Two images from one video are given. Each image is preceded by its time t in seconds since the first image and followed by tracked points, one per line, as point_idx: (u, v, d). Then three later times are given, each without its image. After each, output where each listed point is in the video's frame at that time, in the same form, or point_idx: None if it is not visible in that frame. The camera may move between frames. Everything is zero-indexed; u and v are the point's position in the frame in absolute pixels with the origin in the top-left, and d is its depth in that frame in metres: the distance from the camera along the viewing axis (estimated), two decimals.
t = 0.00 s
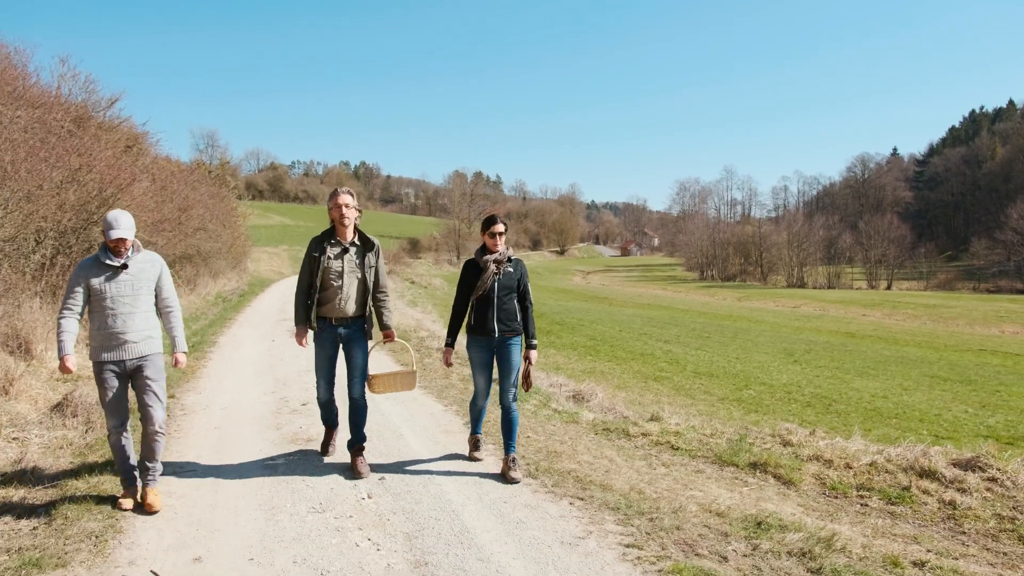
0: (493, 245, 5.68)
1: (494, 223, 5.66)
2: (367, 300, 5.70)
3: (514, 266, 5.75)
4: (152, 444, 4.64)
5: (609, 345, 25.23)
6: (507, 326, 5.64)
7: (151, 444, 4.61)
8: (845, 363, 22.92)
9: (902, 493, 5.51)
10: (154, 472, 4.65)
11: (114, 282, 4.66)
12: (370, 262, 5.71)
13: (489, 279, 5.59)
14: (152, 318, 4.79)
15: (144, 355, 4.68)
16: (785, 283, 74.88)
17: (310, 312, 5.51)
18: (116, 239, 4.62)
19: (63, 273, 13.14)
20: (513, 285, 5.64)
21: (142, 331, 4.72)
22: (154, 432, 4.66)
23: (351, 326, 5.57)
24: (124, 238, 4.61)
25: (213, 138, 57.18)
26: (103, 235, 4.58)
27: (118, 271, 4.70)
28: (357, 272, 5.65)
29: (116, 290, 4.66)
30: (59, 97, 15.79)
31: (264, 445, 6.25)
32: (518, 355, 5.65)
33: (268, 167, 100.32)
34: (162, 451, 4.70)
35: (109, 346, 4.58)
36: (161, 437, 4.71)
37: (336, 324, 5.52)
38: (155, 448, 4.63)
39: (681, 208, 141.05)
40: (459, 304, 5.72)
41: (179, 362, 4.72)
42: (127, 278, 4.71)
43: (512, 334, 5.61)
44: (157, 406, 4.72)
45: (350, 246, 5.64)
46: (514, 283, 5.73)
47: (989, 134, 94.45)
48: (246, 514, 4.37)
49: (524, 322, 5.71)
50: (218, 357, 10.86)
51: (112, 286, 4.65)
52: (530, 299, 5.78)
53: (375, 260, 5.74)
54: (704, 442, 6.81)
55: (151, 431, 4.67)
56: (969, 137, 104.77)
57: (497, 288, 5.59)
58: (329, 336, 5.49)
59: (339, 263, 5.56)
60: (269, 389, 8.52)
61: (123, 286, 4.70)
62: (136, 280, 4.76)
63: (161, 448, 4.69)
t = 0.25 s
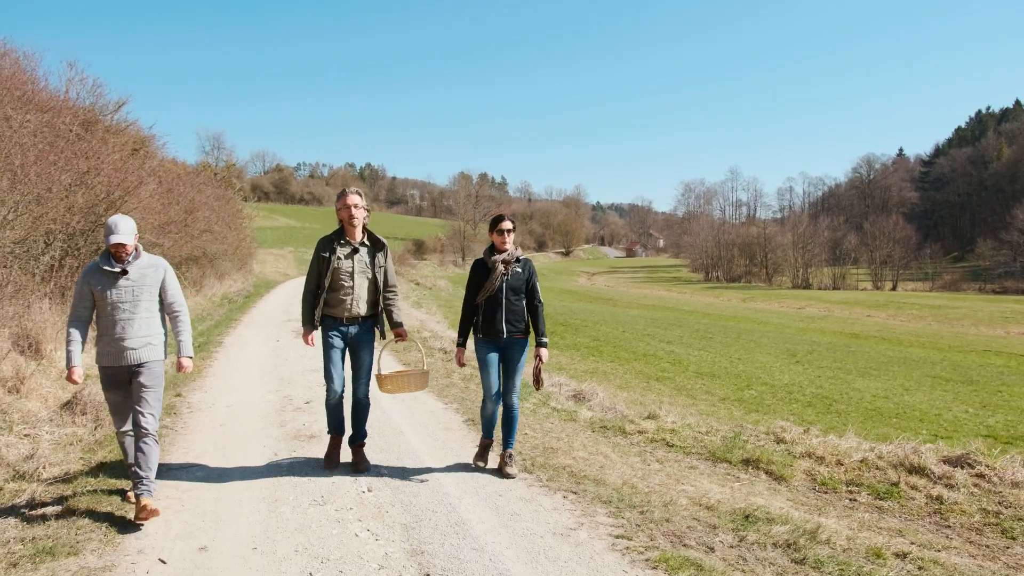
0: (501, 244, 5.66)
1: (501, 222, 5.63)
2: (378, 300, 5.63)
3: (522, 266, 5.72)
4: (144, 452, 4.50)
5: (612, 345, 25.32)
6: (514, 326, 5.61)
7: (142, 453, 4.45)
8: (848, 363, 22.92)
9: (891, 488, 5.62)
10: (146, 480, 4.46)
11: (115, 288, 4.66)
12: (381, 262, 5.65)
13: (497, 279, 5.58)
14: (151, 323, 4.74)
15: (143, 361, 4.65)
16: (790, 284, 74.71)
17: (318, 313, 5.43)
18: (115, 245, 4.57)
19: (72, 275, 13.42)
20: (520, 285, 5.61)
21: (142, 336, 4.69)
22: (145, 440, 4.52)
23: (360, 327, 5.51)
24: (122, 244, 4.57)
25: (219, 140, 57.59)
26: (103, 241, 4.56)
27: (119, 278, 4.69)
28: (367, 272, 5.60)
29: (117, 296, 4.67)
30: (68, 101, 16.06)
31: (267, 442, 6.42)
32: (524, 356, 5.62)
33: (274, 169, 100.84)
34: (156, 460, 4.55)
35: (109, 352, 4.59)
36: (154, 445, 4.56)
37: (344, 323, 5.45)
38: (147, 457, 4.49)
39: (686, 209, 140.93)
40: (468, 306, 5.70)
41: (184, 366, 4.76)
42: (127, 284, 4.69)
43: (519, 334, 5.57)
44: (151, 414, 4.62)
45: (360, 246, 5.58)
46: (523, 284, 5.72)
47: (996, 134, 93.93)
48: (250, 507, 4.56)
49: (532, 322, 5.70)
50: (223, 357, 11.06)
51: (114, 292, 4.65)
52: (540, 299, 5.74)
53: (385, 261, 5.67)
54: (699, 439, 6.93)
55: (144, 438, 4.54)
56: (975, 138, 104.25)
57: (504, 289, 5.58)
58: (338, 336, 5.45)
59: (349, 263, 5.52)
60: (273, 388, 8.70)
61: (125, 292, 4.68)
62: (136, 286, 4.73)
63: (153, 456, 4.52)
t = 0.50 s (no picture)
0: (508, 245, 5.48)
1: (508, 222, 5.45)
2: (383, 302, 5.47)
3: (528, 267, 5.62)
4: (149, 453, 4.57)
5: (614, 344, 25.43)
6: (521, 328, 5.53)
7: (146, 454, 4.53)
8: (849, 361, 22.98)
9: (880, 482, 5.75)
10: (150, 482, 4.53)
11: (118, 286, 4.65)
12: (386, 263, 5.46)
13: (508, 280, 5.43)
14: (156, 322, 4.73)
15: (147, 360, 4.65)
16: (795, 283, 74.60)
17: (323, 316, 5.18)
18: (119, 242, 4.58)
19: (80, 273, 13.66)
20: (529, 286, 5.51)
21: (147, 335, 4.69)
22: (151, 441, 4.59)
23: (368, 330, 5.29)
24: (125, 241, 4.57)
25: (224, 139, 58.03)
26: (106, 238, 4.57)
27: (122, 276, 4.67)
28: (373, 273, 5.40)
29: (121, 293, 4.66)
30: (75, 102, 16.29)
31: (271, 437, 6.57)
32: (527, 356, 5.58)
33: (279, 168, 101.27)
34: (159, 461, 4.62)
35: (114, 350, 4.60)
36: (159, 446, 4.62)
37: (351, 326, 5.23)
38: (150, 459, 4.55)
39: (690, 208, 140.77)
40: (476, 308, 5.45)
41: (198, 369, 4.80)
42: (130, 282, 4.67)
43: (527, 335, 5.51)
44: (156, 415, 4.65)
45: (364, 248, 5.37)
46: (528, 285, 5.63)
47: (1002, 132, 93.43)
48: (253, 498, 4.73)
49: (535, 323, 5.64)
50: (229, 354, 11.25)
51: (117, 290, 4.65)
52: (542, 300, 5.71)
53: (390, 262, 5.49)
54: (694, 434, 7.06)
55: (149, 440, 4.61)
56: (982, 136, 103.72)
57: (515, 291, 5.44)
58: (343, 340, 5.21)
59: (355, 266, 5.27)
60: (278, 384, 8.87)
61: (128, 290, 4.67)
62: (140, 283, 4.70)
63: (157, 458, 4.60)
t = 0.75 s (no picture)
0: (510, 248, 5.48)
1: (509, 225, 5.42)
2: (384, 302, 5.51)
3: (530, 270, 5.66)
4: (156, 449, 4.72)
5: (615, 343, 25.54)
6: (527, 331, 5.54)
7: (153, 448, 4.69)
8: (849, 360, 23.05)
9: (868, 476, 5.88)
10: (157, 476, 4.70)
11: (123, 283, 4.75)
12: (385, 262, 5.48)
13: (515, 283, 5.44)
14: (159, 320, 4.83)
15: (151, 358, 4.76)
16: (797, 282, 74.57)
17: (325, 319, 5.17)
18: (124, 239, 4.67)
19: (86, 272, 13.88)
20: (535, 289, 5.55)
21: (151, 333, 4.79)
22: (158, 438, 4.75)
23: (372, 330, 5.32)
24: (130, 238, 4.66)
25: (227, 138, 58.22)
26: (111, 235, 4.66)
27: (127, 273, 4.77)
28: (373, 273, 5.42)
29: (125, 290, 4.76)
30: (80, 103, 16.49)
31: (273, 433, 6.72)
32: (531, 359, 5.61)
33: (282, 167, 101.51)
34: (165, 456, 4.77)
35: (117, 346, 4.70)
36: (165, 443, 4.78)
37: (354, 328, 5.22)
38: (157, 453, 4.71)
39: (693, 207, 140.71)
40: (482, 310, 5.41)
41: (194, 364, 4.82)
42: (135, 279, 4.77)
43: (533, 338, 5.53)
44: (161, 414, 4.81)
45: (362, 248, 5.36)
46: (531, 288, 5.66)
47: (1005, 131, 93.13)
48: (256, 490, 4.89)
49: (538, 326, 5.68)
50: (231, 352, 11.41)
51: (122, 287, 4.75)
52: (543, 304, 5.77)
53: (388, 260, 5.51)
54: (688, 430, 7.20)
55: (156, 437, 4.76)
56: (985, 135, 103.42)
57: (522, 293, 5.46)
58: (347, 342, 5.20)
59: (355, 266, 5.27)
60: (280, 381, 9.03)
61: (132, 287, 4.77)
62: (145, 280, 4.81)
63: (163, 453, 4.75)
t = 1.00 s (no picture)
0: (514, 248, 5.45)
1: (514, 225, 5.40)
2: (385, 298, 5.61)
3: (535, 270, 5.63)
4: (162, 448, 4.77)
5: (616, 343, 25.65)
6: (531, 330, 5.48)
7: (160, 448, 4.74)
8: (849, 361, 23.13)
9: (857, 472, 6.02)
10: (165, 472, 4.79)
11: (127, 286, 4.70)
12: (385, 259, 5.58)
13: (519, 282, 5.40)
14: (165, 324, 4.81)
15: (158, 361, 4.74)
16: (799, 284, 74.53)
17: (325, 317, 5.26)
18: (129, 242, 4.61)
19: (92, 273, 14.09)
20: (539, 288, 5.51)
21: (156, 336, 4.76)
22: (164, 438, 4.80)
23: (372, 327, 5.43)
24: (136, 241, 4.61)
25: (231, 140, 58.49)
26: (116, 237, 4.58)
27: (131, 276, 4.72)
28: (373, 270, 5.52)
29: (130, 294, 4.71)
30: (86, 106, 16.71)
31: (277, 429, 6.92)
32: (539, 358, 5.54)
33: (285, 169, 101.84)
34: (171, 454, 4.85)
35: (123, 350, 4.65)
36: (171, 441, 4.85)
37: (354, 326, 5.32)
38: (165, 452, 4.77)
39: (696, 208, 140.71)
40: (487, 308, 5.37)
41: (192, 364, 4.81)
42: (139, 282, 4.72)
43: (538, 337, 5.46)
44: (168, 414, 4.85)
45: (361, 245, 5.45)
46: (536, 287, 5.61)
47: (1009, 133, 92.88)
48: (261, 484, 5.10)
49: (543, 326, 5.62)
50: (236, 352, 11.60)
51: (126, 290, 4.69)
52: (549, 304, 5.71)
53: (388, 257, 5.61)
54: (683, 427, 7.34)
55: (162, 437, 4.80)
56: (988, 137, 103.16)
57: (527, 292, 5.42)
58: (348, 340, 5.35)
59: (354, 264, 5.38)
60: (284, 379, 9.22)
61: (137, 290, 4.72)
62: (149, 284, 4.77)
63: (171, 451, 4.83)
